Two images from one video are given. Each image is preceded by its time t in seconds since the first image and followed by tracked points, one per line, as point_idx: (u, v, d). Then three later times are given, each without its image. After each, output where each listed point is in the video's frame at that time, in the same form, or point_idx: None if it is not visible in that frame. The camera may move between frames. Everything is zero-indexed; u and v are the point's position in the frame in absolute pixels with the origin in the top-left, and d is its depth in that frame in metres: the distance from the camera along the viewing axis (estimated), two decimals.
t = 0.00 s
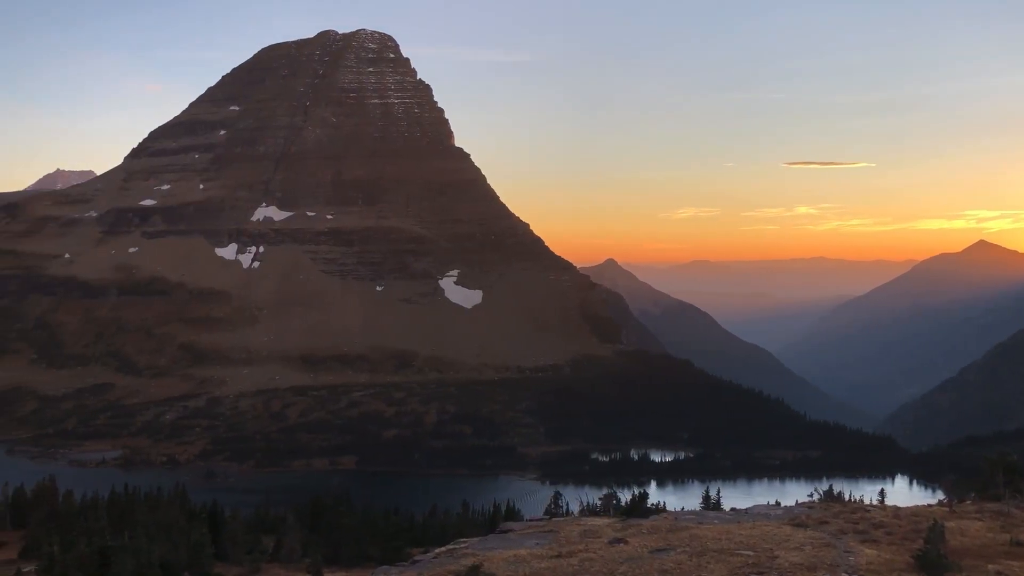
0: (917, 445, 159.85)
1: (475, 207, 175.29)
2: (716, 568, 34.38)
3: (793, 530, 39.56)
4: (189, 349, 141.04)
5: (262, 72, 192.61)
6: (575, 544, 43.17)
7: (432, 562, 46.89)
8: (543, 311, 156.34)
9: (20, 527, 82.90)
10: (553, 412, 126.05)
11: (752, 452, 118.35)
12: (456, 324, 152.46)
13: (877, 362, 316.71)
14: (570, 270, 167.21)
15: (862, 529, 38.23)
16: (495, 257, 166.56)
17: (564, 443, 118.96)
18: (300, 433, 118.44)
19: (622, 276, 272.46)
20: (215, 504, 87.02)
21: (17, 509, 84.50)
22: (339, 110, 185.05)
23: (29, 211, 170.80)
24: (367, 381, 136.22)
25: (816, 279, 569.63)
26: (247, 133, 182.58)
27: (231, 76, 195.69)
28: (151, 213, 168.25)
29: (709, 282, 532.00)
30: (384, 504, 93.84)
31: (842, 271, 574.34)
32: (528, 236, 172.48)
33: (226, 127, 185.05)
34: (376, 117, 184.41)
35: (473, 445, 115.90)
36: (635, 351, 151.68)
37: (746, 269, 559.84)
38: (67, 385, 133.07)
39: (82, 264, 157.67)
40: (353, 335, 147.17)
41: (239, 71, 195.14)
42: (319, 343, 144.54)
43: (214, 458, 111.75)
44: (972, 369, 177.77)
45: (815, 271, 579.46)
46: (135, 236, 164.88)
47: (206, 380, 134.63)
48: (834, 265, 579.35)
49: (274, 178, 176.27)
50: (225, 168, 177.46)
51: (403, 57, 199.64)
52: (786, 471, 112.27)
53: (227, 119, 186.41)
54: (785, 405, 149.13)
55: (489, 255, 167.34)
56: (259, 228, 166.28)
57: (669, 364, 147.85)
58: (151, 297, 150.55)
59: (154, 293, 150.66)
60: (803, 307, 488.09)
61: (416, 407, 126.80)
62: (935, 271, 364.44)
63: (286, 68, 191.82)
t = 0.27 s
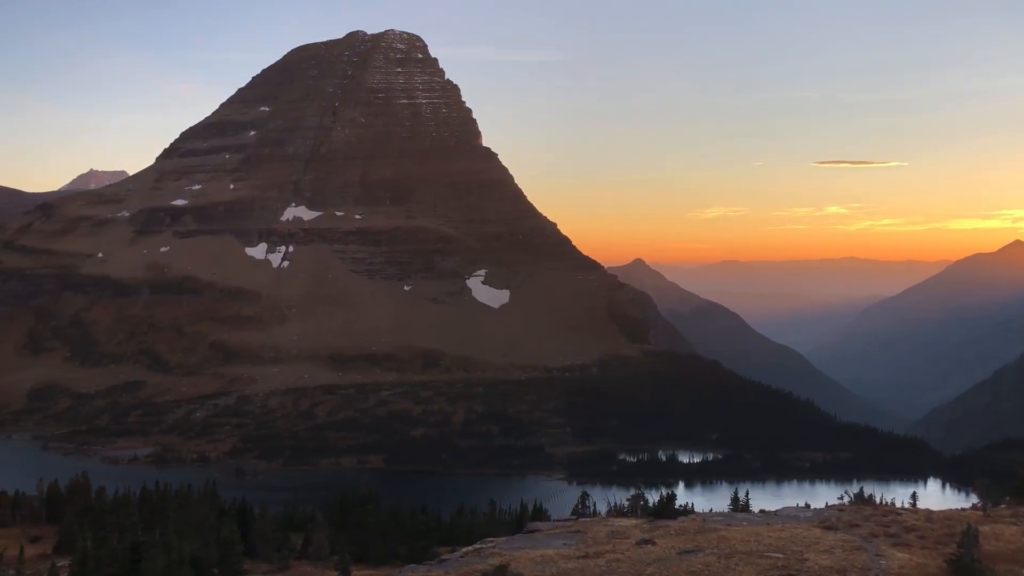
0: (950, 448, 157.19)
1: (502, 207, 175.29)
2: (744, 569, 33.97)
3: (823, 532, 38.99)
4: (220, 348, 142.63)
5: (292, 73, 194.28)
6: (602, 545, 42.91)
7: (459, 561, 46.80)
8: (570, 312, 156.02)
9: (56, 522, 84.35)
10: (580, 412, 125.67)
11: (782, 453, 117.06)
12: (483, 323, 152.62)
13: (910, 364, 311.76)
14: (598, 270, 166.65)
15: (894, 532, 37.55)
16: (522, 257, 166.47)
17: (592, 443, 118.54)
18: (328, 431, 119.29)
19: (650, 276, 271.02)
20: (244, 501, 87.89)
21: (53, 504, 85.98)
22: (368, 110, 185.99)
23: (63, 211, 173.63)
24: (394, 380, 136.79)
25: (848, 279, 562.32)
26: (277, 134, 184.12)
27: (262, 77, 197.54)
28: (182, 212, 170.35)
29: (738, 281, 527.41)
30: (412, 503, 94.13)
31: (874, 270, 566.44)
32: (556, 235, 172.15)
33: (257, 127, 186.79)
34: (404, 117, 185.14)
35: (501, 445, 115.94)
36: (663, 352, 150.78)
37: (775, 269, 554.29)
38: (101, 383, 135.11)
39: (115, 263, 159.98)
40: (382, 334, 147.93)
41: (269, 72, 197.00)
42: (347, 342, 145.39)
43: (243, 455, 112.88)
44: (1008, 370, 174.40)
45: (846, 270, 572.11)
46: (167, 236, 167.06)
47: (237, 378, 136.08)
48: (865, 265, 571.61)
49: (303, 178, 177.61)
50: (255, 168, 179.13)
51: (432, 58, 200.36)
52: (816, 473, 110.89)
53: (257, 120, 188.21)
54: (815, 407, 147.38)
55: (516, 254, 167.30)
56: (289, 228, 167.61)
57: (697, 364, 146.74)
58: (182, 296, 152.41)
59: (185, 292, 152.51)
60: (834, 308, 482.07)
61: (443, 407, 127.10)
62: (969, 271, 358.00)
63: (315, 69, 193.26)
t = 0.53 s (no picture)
0: (984, 451, 154.36)
1: (528, 207, 175.14)
2: (772, 573, 33.50)
3: (853, 535, 38.38)
4: (249, 347, 143.97)
5: (320, 74, 195.68)
6: (629, 546, 42.64)
7: (485, 561, 46.67)
8: (597, 312, 155.50)
9: (89, 518, 85.80)
10: (606, 412, 125.16)
11: (810, 455, 115.66)
12: (510, 323, 152.57)
13: (942, 365, 306.70)
14: (625, 269, 165.92)
15: (926, 536, 36.86)
16: (549, 257, 166.19)
17: (618, 443, 118.00)
18: (355, 430, 119.95)
19: (678, 276, 269.33)
20: (272, 498, 88.72)
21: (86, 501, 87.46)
22: (395, 110, 186.69)
23: (96, 211, 176.27)
24: (421, 379, 137.14)
25: (879, 279, 554.65)
26: (305, 134, 185.45)
27: (290, 78, 199.17)
28: (212, 212, 172.18)
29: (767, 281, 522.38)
30: (438, 502, 94.35)
31: (906, 270, 558.16)
32: (582, 235, 171.65)
33: (285, 128, 188.38)
34: (431, 117, 185.59)
35: (527, 445, 115.81)
36: (691, 352, 149.72)
37: (805, 269, 548.22)
38: (132, 381, 136.98)
39: (146, 263, 162.15)
40: (408, 333, 148.44)
41: (297, 74, 198.58)
42: (374, 341, 146.08)
43: (271, 453, 113.83)
44: None
45: (877, 270, 564.33)
46: (197, 235, 168.98)
47: (265, 376, 137.30)
48: (897, 265, 563.51)
49: (331, 178, 178.66)
50: (284, 168, 180.58)
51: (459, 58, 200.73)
52: (845, 475, 109.42)
53: (286, 120, 189.74)
54: (845, 409, 145.53)
55: (543, 254, 167.08)
56: (317, 228, 168.76)
57: (725, 365, 145.53)
58: (212, 295, 154.02)
59: (215, 291, 154.12)
60: (865, 309, 475.73)
61: (469, 406, 127.25)
62: (1004, 271, 351.38)
63: (343, 70, 194.43)
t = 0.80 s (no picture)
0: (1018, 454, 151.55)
1: (554, 207, 174.88)
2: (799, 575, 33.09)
3: (882, 538, 37.79)
4: (276, 346, 145.23)
5: (347, 75, 196.76)
6: (655, 547, 42.38)
7: (511, 561, 46.60)
8: (623, 312, 154.90)
9: (120, 514, 87.03)
10: (632, 413, 124.62)
11: (839, 457, 114.26)
12: (535, 323, 152.44)
13: (975, 366, 301.56)
14: (651, 270, 165.14)
15: (957, 540, 36.18)
16: (575, 258, 165.86)
17: (644, 444, 117.43)
18: (381, 429, 120.56)
19: (705, 276, 267.48)
20: (299, 497, 89.49)
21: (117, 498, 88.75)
22: (421, 110, 187.16)
23: (127, 212, 178.75)
24: (447, 379, 137.45)
25: (910, 279, 546.71)
26: (332, 135, 186.62)
27: (317, 79, 200.49)
28: (241, 212, 173.86)
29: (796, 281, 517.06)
30: (464, 501, 94.56)
31: (938, 270, 549.60)
32: (608, 235, 171.07)
33: (312, 129, 189.74)
34: (457, 117, 185.82)
35: (552, 445, 115.63)
36: (718, 353, 148.62)
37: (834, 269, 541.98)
38: (162, 379, 138.74)
39: (176, 263, 164.15)
40: (434, 333, 148.86)
41: (324, 75, 199.87)
42: (400, 341, 146.65)
43: (298, 452, 114.74)
44: None
45: (908, 269, 556.27)
46: (225, 236, 170.76)
47: (292, 375, 138.41)
48: (929, 265, 555.09)
49: (358, 179, 179.52)
50: (311, 169, 181.87)
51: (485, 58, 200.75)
52: (874, 477, 107.94)
53: (313, 121, 191.12)
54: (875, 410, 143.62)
55: (568, 254, 166.83)
56: (343, 228, 169.81)
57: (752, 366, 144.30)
58: (240, 294, 155.50)
59: (243, 291, 155.59)
60: (895, 309, 469.17)
61: (495, 406, 127.33)
62: None
63: (370, 71, 195.35)
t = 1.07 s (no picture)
0: None
1: (583, 207, 174.47)
2: None
3: (915, 542, 37.13)
4: (307, 345, 146.48)
5: (377, 76, 197.91)
6: (684, 548, 42.03)
7: (540, 561, 46.53)
8: (652, 313, 154.21)
9: (153, 511, 88.38)
10: (662, 414, 123.91)
11: (871, 459, 112.60)
12: (564, 323, 152.16)
13: (1013, 368, 295.58)
14: (680, 270, 164.15)
15: (993, 544, 35.43)
16: (604, 258, 165.41)
17: (673, 445, 116.72)
18: (410, 428, 121.12)
19: (735, 276, 265.25)
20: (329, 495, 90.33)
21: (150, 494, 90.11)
22: (450, 111, 187.62)
23: (160, 212, 181.38)
24: (475, 379, 137.66)
25: (945, 278, 537.41)
26: (362, 135, 187.73)
27: (347, 80, 201.91)
28: (272, 213, 175.58)
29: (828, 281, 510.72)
30: (493, 501, 94.71)
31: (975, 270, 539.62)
32: (638, 235, 170.26)
33: (342, 130, 191.13)
34: (486, 117, 185.97)
35: (581, 445, 115.35)
36: (748, 354, 147.35)
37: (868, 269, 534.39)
38: (194, 378, 140.56)
39: (208, 262, 166.25)
40: (463, 332, 149.14)
41: (354, 76, 201.28)
42: (429, 340, 147.14)
43: (328, 450, 115.60)
44: None
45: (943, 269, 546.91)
46: (257, 236, 172.57)
47: (323, 374, 139.51)
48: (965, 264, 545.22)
49: (387, 179, 180.27)
50: (341, 170, 183.08)
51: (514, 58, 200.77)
52: (908, 479, 106.25)
53: (343, 122, 192.55)
54: (908, 412, 141.41)
55: (597, 255, 166.43)
56: (373, 228, 170.79)
57: (783, 366, 142.81)
58: (271, 294, 156.95)
59: (274, 290, 157.05)
60: (930, 310, 461.49)
61: (523, 405, 127.32)
62: None
63: (399, 71, 196.28)
